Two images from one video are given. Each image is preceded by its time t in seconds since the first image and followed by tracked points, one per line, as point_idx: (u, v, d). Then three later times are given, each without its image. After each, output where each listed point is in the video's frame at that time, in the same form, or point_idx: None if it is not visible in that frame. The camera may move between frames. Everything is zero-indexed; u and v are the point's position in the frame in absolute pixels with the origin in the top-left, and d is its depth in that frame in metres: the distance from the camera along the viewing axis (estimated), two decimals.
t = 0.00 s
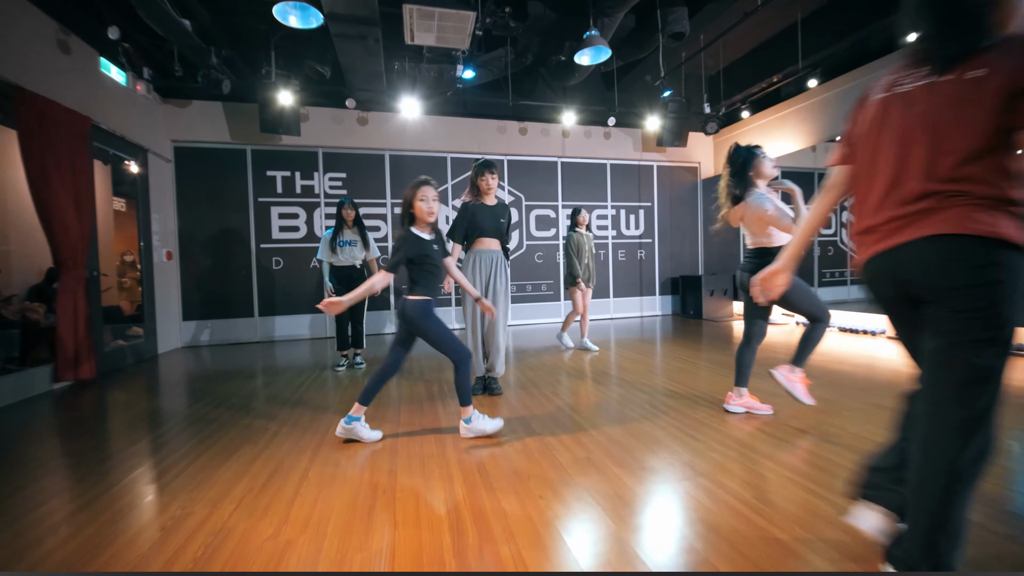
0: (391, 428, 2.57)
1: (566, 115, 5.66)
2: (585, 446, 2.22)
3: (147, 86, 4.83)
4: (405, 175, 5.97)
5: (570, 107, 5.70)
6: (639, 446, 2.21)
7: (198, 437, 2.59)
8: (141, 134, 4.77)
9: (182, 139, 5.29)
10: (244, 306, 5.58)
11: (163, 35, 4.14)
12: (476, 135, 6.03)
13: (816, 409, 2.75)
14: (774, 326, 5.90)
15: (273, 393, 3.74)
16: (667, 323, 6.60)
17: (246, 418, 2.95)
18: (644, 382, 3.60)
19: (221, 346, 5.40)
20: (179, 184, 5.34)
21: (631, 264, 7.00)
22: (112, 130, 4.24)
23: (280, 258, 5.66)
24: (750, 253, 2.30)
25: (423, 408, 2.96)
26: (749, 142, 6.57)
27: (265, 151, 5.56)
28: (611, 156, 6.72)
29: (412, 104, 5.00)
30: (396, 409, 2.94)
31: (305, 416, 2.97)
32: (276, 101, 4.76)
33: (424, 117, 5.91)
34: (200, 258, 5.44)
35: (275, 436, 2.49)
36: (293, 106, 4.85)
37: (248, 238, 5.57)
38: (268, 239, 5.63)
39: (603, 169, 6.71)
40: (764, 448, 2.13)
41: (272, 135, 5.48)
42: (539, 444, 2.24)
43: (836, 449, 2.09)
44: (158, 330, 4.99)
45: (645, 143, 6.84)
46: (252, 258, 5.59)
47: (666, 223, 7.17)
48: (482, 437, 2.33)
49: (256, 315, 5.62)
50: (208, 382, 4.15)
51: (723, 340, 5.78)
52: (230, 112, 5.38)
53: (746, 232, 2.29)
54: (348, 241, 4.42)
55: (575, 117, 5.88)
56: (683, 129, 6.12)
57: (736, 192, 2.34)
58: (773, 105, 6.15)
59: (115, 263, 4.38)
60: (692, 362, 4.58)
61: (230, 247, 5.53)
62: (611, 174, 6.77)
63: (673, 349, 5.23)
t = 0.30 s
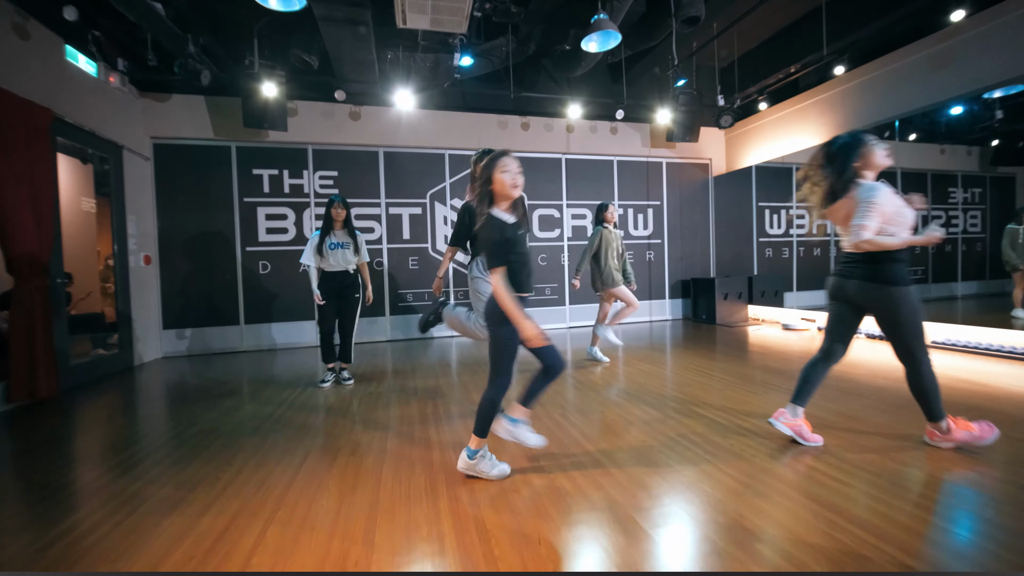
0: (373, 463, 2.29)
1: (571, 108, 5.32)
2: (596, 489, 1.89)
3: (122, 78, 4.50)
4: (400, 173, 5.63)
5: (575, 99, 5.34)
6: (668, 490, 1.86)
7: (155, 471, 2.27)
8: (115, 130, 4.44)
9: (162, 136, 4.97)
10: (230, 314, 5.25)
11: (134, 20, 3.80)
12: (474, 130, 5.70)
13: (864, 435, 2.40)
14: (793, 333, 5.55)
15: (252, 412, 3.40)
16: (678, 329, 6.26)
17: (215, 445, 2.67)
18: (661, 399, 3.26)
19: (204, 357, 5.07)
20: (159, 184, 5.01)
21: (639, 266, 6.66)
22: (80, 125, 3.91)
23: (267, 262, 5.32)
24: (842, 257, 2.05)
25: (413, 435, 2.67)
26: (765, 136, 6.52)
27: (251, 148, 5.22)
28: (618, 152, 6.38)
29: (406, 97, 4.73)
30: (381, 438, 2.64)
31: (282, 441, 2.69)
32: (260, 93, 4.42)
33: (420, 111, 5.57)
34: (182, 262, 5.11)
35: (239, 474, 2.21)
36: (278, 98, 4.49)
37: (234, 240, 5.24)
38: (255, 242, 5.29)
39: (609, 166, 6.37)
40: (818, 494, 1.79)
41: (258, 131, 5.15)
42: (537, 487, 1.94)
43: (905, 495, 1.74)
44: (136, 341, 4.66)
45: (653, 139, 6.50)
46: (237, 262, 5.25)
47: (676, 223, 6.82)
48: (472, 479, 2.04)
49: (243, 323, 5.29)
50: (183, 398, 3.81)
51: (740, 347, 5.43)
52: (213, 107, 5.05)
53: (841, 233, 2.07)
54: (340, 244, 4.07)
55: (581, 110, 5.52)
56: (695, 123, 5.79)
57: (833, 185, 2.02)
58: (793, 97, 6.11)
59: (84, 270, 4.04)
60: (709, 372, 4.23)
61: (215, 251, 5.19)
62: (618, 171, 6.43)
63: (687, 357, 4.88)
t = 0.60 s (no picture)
0: (348, 508, 1.88)
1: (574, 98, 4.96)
2: (618, 544, 1.52)
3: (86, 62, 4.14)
4: (392, 167, 5.27)
5: (579, 88, 4.98)
6: (706, 542, 1.51)
7: (84, 522, 1.89)
8: (78, 119, 4.07)
9: (132, 126, 4.59)
10: (208, 318, 4.89)
11: None
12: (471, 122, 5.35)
13: (926, 467, 2.04)
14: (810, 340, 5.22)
15: (221, 434, 3.03)
16: (687, 334, 5.92)
17: (168, 484, 2.27)
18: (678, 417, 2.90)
19: (179, 365, 4.71)
20: (131, 179, 4.65)
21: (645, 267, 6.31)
22: (34, 113, 3.54)
23: (248, 263, 4.95)
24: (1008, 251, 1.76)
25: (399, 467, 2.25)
26: (779, 131, 6.18)
27: (230, 139, 4.85)
28: (623, 146, 6.03)
29: (397, 83, 4.42)
30: (361, 471, 2.24)
31: (247, 477, 2.29)
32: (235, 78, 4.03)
33: (412, 101, 5.21)
34: (155, 263, 4.75)
35: (179, 526, 1.80)
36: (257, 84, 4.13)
37: (212, 239, 4.87)
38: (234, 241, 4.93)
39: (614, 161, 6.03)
40: (893, 553, 1.43)
41: (238, 121, 4.78)
42: (547, 546, 1.51)
43: (1006, 558, 1.39)
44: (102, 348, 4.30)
45: (661, 132, 6.15)
46: (215, 263, 4.88)
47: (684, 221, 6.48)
48: (466, 535, 1.61)
49: (222, 328, 4.93)
50: (148, 415, 3.44)
51: (754, 354, 5.09)
52: (189, 95, 4.68)
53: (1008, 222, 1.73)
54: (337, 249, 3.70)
55: (585, 100, 5.16)
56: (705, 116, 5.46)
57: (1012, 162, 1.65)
58: (809, 89, 5.77)
59: (41, 271, 3.67)
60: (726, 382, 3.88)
61: (192, 250, 4.83)
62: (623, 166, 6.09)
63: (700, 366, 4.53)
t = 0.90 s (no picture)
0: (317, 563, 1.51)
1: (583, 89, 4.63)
2: None
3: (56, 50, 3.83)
4: (388, 163, 4.94)
5: (588, 78, 4.63)
6: None
7: None
8: (46, 111, 3.76)
9: (108, 120, 4.29)
10: (190, 326, 4.57)
11: None
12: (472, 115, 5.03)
13: None
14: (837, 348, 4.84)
15: (190, 456, 2.70)
16: (703, 340, 5.56)
17: (115, 521, 1.91)
18: (705, 443, 2.55)
19: (159, 375, 4.39)
20: (107, 176, 4.34)
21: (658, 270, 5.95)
22: None
23: (234, 266, 4.63)
24: None
25: (382, 508, 1.87)
26: (804, 123, 5.75)
27: (214, 134, 4.54)
28: (633, 142, 5.70)
29: (391, 72, 4.03)
30: (338, 512, 1.86)
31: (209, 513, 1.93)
32: (216, 66, 3.75)
33: (410, 93, 4.89)
34: (134, 266, 4.43)
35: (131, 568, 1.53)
36: (239, 72, 3.83)
37: (195, 240, 4.56)
38: (219, 243, 4.61)
39: (624, 157, 5.70)
40: None
41: (222, 114, 4.46)
42: None
43: None
44: (74, 359, 3.98)
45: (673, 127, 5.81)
46: (198, 266, 4.57)
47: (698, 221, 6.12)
48: None
49: (206, 336, 4.60)
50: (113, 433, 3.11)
51: (777, 363, 4.73)
52: (169, 86, 4.37)
53: None
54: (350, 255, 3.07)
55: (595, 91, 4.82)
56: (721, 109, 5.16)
57: None
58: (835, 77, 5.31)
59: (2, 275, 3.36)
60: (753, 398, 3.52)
61: (173, 252, 4.51)
62: (634, 163, 5.75)
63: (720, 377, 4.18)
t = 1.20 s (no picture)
0: None
1: (584, 90, 4.39)
2: None
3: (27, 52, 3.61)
4: (380, 169, 4.72)
5: (590, 79, 4.40)
6: None
7: None
8: (15, 117, 3.54)
9: (85, 126, 4.08)
10: (172, 342, 4.34)
11: None
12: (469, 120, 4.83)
13: None
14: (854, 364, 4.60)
15: (156, 489, 2.46)
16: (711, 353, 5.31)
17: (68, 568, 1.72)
18: (724, 481, 2.30)
19: (139, 394, 4.17)
20: (85, 185, 4.13)
21: (662, 279, 5.71)
22: None
23: (218, 278, 4.41)
24: None
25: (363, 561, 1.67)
26: (816, 126, 5.54)
27: (197, 140, 4.33)
28: (637, 146, 5.47)
29: (381, 75, 3.82)
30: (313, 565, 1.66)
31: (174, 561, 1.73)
32: (194, 68, 3.56)
33: (403, 97, 4.68)
34: (112, 279, 4.21)
35: None
36: (222, 75, 3.64)
37: (177, 252, 4.34)
38: (203, 255, 4.39)
39: (627, 162, 5.47)
40: None
41: (206, 119, 4.26)
42: None
43: None
44: (47, 378, 3.76)
45: (678, 129, 5.59)
46: (181, 279, 4.35)
47: (705, 228, 5.88)
48: None
49: (188, 352, 4.38)
50: (78, 461, 2.88)
51: (791, 378, 4.47)
52: (150, 90, 4.17)
53: None
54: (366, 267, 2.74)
55: (597, 93, 4.60)
56: (727, 111, 4.97)
57: None
58: (849, 77, 5.11)
59: None
60: (770, 422, 3.26)
61: (155, 265, 4.30)
62: (638, 167, 5.53)
63: (731, 396, 3.93)
